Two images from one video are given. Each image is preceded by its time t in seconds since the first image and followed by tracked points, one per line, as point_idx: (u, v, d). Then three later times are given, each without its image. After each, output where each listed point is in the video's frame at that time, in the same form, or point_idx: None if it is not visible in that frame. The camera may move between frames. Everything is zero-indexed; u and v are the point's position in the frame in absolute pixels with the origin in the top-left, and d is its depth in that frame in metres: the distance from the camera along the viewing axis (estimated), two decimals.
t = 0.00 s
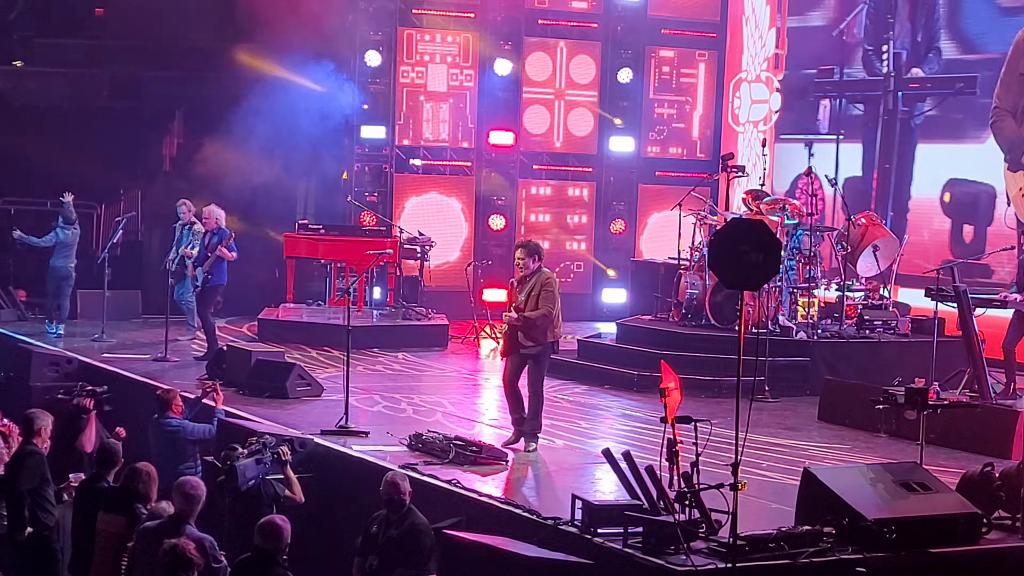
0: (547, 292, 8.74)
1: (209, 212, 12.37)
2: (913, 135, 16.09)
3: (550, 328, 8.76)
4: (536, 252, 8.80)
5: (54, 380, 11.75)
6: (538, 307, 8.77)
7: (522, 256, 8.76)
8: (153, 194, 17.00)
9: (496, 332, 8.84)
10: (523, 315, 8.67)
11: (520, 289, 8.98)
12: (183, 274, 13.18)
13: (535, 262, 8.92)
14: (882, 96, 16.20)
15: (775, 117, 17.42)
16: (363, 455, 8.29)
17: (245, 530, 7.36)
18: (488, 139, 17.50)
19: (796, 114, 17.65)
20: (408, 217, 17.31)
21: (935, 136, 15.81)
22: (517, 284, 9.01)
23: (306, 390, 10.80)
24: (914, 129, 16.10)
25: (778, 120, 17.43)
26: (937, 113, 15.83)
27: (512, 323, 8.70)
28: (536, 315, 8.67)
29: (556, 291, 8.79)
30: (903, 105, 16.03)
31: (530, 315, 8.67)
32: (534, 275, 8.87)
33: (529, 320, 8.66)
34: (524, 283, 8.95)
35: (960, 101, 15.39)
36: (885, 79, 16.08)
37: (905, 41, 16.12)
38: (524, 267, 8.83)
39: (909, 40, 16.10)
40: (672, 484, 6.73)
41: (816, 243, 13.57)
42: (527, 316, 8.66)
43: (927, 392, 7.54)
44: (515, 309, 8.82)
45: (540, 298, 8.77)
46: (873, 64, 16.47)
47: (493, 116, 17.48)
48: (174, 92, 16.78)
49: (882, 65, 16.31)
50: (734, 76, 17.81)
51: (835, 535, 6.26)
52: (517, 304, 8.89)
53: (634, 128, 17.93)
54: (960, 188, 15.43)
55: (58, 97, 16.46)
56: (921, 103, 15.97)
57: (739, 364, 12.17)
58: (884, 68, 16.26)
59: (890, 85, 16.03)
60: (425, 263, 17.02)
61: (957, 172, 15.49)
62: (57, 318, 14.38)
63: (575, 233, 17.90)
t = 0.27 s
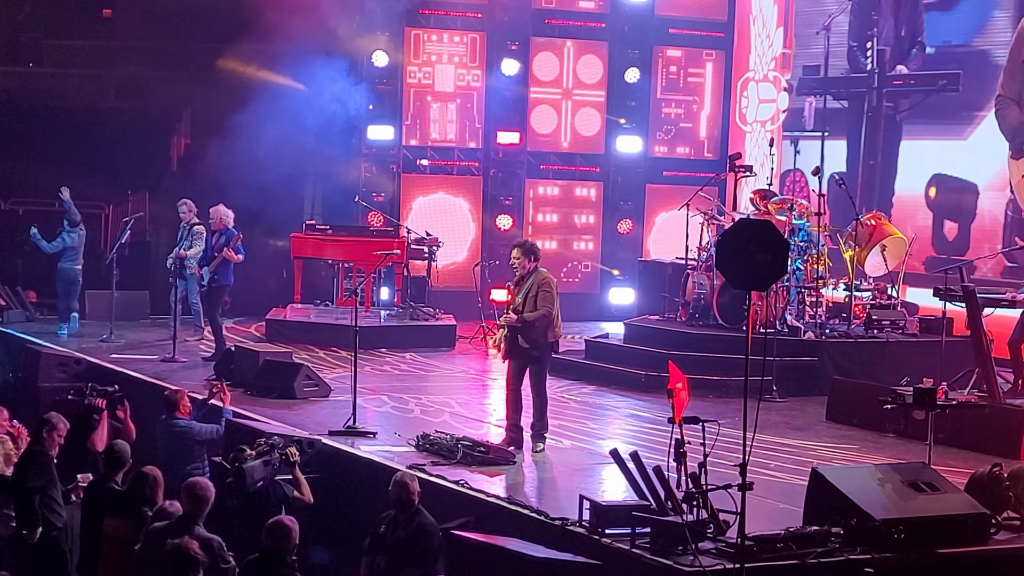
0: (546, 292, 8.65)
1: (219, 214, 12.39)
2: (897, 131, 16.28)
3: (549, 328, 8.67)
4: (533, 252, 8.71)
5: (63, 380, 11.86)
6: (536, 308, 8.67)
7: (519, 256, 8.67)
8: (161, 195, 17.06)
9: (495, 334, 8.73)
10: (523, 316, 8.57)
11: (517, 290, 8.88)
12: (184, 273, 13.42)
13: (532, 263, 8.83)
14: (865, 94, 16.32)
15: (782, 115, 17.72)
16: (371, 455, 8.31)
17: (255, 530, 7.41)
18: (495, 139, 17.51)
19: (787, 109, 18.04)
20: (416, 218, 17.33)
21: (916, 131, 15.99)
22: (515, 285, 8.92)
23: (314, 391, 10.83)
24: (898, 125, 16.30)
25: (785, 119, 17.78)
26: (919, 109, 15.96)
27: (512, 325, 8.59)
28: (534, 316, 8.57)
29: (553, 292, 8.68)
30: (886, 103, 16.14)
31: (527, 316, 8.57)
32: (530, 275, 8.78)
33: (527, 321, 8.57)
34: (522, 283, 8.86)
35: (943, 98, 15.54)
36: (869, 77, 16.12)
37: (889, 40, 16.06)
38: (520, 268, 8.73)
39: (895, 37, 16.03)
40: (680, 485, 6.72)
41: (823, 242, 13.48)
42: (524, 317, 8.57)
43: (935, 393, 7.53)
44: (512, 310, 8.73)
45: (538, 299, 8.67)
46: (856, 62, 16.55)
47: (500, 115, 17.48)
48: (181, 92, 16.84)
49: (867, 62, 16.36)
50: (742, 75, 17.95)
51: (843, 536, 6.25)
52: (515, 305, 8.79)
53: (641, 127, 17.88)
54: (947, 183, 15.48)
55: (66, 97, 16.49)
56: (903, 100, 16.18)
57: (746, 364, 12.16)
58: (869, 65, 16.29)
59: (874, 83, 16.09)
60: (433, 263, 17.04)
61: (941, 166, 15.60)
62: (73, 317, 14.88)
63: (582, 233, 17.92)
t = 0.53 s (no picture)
0: (541, 292, 8.62)
1: (226, 219, 12.30)
2: (891, 131, 15.97)
3: (551, 327, 8.65)
4: (522, 253, 8.72)
5: (69, 383, 11.95)
6: (535, 308, 8.64)
7: (509, 259, 8.70)
8: (167, 198, 17.12)
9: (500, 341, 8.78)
10: (522, 320, 8.57)
11: (512, 294, 8.86)
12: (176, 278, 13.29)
13: (524, 264, 8.83)
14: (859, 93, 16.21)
15: (789, 117, 17.04)
16: (377, 458, 8.33)
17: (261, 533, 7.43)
18: (500, 141, 17.51)
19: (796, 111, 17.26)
20: (421, 220, 17.34)
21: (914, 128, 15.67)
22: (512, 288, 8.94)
23: (319, 393, 10.84)
24: (892, 122, 15.98)
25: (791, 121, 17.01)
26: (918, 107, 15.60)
27: (514, 331, 8.62)
28: (535, 317, 8.55)
29: (549, 291, 8.66)
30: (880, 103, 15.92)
31: (529, 318, 8.55)
32: (522, 278, 8.77)
33: (529, 324, 8.55)
34: (515, 287, 8.84)
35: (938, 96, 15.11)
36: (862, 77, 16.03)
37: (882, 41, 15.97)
38: (510, 271, 8.76)
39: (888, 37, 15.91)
40: (685, 487, 6.72)
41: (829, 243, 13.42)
42: (526, 320, 8.55)
43: (940, 394, 7.53)
44: (511, 315, 8.71)
45: (534, 300, 8.66)
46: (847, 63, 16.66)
47: (506, 117, 17.50)
48: (187, 95, 16.91)
49: (861, 62, 16.28)
50: (748, 76, 17.69)
51: (848, 538, 6.24)
52: (513, 310, 8.77)
53: (646, 130, 17.91)
54: (943, 182, 15.11)
55: (72, 99, 16.45)
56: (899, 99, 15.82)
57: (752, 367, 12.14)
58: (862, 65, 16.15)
59: (868, 82, 15.95)
60: (438, 266, 17.05)
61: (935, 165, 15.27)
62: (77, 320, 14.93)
63: (588, 235, 17.91)
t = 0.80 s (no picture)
0: (540, 300, 8.57)
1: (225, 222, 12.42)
2: (891, 136, 15.90)
3: (551, 334, 8.59)
4: (522, 262, 8.69)
5: (72, 389, 11.82)
6: (534, 316, 8.58)
7: (509, 268, 8.67)
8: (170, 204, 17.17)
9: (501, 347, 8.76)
10: (519, 328, 8.53)
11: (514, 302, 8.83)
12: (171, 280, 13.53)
13: (526, 272, 8.79)
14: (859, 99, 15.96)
15: (792, 122, 17.33)
16: (380, 463, 8.32)
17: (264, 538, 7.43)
18: (503, 146, 17.51)
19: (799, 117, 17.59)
20: (424, 225, 17.33)
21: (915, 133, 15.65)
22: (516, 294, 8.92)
23: (322, 399, 10.81)
24: (892, 127, 15.87)
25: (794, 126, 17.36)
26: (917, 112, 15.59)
27: (512, 339, 8.58)
28: (534, 324, 8.50)
29: (549, 298, 8.59)
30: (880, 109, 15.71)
31: (527, 325, 8.51)
32: (524, 285, 8.73)
33: (528, 331, 8.50)
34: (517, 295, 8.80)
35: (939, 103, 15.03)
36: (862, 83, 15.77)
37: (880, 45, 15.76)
38: (512, 279, 8.72)
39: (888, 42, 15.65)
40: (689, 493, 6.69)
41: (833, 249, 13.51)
42: (524, 329, 8.51)
43: (943, 400, 7.50)
44: (511, 323, 8.68)
45: (534, 307, 8.60)
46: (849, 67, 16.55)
47: (509, 122, 17.50)
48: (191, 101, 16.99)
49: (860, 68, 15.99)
50: (750, 82, 17.84)
51: (853, 544, 6.21)
52: (513, 318, 8.73)
53: (649, 135, 17.90)
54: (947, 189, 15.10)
55: (75, 105, 16.40)
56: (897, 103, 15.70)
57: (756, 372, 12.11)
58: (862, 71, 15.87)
59: (868, 88, 15.73)
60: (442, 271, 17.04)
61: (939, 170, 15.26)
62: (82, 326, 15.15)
63: (591, 240, 17.91)
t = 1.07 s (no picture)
0: (550, 311, 8.55)
1: (225, 229, 12.33)
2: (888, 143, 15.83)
3: (556, 347, 8.61)
4: (532, 272, 8.64)
5: (73, 395, 11.88)
6: (541, 327, 8.57)
7: (519, 278, 8.62)
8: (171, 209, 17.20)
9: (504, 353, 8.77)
10: (527, 337, 8.53)
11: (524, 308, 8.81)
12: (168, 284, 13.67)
13: (537, 280, 8.75)
14: (858, 104, 15.64)
15: (792, 127, 18.04)
16: (380, 469, 8.32)
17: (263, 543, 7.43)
18: (503, 152, 17.53)
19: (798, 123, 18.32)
20: (426, 230, 17.32)
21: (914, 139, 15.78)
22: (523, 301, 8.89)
23: (323, 405, 10.83)
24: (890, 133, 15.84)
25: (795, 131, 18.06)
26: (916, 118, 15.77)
27: (518, 346, 8.59)
28: (540, 336, 8.51)
29: (560, 310, 8.58)
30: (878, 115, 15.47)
31: (532, 336, 8.52)
32: (535, 294, 8.69)
33: (532, 342, 8.53)
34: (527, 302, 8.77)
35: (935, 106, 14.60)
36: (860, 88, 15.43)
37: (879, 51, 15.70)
38: (524, 287, 8.68)
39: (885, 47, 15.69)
40: (689, 498, 6.69)
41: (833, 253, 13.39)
42: (529, 339, 8.53)
43: (944, 406, 7.47)
44: (517, 331, 8.68)
45: (542, 318, 8.58)
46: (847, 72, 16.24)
47: (510, 128, 17.53)
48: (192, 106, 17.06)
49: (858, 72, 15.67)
50: (752, 86, 18.13)
51: (853, 550, 6.21)
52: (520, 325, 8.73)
53: (651, 140, 17.91)
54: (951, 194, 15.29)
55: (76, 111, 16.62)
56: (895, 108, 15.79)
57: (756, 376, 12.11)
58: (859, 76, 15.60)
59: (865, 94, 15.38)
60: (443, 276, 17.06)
61: (943, 175, 15.42)
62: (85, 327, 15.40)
63: (592, 245, 17.91)
